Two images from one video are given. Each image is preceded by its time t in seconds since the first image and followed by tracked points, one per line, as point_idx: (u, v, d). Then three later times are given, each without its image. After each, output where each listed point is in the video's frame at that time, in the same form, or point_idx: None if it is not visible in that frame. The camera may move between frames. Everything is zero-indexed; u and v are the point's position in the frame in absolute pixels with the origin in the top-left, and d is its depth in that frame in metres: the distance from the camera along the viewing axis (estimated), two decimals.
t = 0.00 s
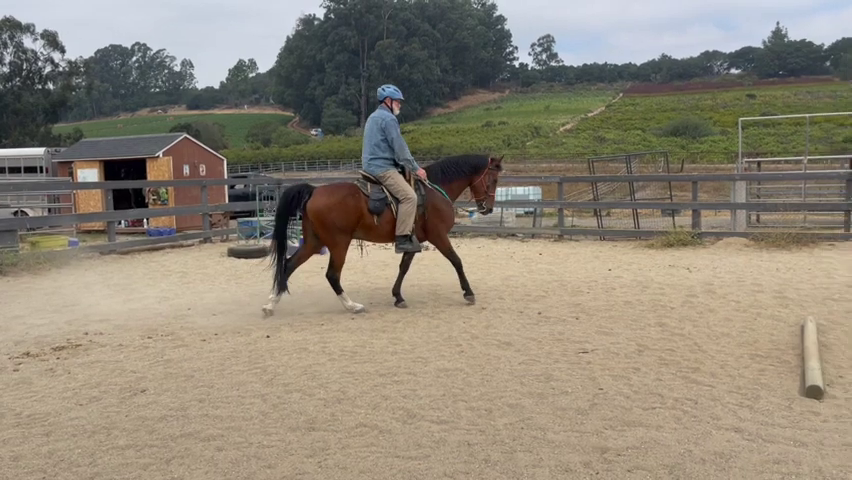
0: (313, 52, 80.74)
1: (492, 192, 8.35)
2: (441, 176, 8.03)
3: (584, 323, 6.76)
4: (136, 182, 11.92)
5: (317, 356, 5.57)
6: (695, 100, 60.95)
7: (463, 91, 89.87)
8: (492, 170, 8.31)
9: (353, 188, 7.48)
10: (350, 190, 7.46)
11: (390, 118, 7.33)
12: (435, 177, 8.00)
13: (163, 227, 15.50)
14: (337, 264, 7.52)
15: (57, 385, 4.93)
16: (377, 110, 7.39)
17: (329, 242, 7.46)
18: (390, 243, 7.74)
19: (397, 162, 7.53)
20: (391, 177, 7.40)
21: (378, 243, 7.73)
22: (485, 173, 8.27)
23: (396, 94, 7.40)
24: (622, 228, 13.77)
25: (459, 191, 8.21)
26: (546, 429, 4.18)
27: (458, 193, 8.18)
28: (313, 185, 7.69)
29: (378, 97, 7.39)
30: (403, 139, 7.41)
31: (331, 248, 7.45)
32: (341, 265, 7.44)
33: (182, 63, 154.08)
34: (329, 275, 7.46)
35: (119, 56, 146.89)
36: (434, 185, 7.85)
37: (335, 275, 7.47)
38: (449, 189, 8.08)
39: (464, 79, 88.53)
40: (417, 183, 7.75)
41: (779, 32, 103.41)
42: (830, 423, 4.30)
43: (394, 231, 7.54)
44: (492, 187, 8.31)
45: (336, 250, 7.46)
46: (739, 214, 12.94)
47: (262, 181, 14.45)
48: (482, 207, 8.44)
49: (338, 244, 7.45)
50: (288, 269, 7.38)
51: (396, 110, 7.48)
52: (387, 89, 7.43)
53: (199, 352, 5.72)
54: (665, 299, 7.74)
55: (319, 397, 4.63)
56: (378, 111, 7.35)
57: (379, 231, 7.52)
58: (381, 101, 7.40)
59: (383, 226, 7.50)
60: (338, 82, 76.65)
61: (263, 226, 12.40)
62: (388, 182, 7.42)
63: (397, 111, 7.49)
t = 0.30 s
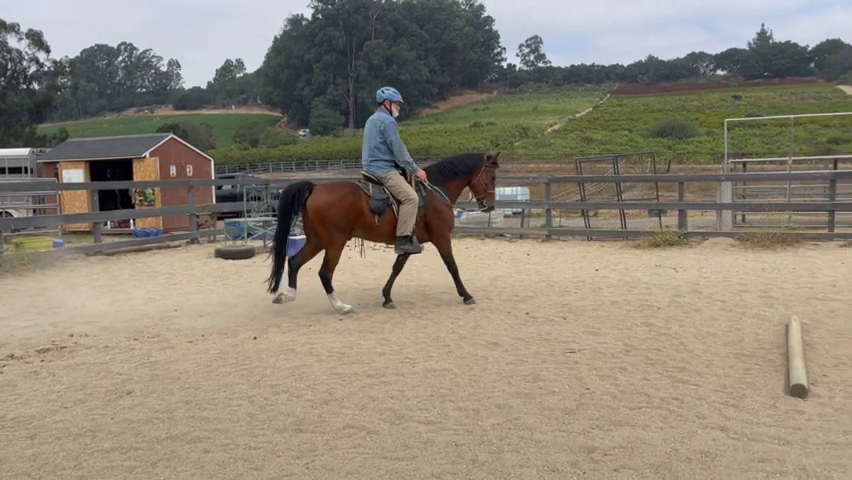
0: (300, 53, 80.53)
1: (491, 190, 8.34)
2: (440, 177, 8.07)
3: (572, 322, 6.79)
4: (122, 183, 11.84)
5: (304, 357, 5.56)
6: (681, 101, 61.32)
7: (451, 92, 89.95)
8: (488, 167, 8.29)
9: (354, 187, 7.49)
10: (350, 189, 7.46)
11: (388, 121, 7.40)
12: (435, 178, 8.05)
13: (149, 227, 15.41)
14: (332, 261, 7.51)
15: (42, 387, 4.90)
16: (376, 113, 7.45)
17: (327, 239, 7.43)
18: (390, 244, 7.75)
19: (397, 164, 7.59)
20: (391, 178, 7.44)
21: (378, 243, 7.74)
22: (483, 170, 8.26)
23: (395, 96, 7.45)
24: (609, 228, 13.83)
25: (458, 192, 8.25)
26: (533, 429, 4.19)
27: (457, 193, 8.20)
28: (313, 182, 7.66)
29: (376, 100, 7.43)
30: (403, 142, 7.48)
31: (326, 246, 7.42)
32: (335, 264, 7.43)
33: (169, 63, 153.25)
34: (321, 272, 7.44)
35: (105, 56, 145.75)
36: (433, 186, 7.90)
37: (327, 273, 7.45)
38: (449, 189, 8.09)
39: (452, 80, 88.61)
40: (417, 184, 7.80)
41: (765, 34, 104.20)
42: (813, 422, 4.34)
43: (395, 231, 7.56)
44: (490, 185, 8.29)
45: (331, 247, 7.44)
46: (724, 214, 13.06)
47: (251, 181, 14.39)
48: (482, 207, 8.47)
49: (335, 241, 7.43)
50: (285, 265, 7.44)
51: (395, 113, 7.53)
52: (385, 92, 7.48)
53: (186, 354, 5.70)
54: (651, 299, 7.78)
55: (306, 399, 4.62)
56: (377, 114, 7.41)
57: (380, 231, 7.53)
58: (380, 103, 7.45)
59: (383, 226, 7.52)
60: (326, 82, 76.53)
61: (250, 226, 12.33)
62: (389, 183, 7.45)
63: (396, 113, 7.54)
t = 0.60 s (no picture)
0: (282, 53, 80.19)
1: (489, 190, 8.40)
2: (440, 177, 8.11)
3: (553, 323, 6.82)
4: (101, 184, 11.70)
5: (285, 359, 5.53)
6: (661, 102, 61.79)
7: (433, 92, 90.01)
8: (485, 168, 8.34)
9: (356, 186, 7.51)
10: (351, 188, 7.48)
11: (388, 123, 7.35)
12: (433, 179, 8.08)
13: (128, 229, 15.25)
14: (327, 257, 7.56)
15: (18, 392, 4.84)
16: (375, 114, 7.42)
17: (324, 236, 7.47)
18: (391, 244, 7.78)
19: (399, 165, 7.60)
20: (394, 179, 7.46)
21: (378, 243, 7.77)
22: (479, 171, 8.30)
23: (394, 98, 7.40)
24: (590, 229, 13.89)
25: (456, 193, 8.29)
26: (514, 430, 4.20)
27: (455, 194, 8.24)
28: (315, 179, 7.69)
29: (375, 102, 7.38)
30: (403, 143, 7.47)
31: (322, 242, 7.47)
32: (330, 261, 7.49)
33: (148, 63, 151.90)
34: (314, 267, 7.48)
35: (83, 56, 144.13)
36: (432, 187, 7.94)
37: (321, 268, 7.49)
38: (447, 189, 8.15)
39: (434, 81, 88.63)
40: (418, 185, 7.83)
41: (743, 36, 105.31)
42: (790, 420, 4.39)
43: (396, 232, 7.58)
44: (488, 185, 8.35)
45: (328, 244, 7.50)
46: (704, 215, 13.19)
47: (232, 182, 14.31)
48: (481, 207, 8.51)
49: (334, 239, 7.49)
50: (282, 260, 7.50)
51: (394, 115, 7.48)
52: (384, 94, 7.43)
53: (165, 357, 5.66)
54: (632, 299, 7.83)
55: (286, 401, 4.60)
56: (376, 116, 7.37)
57: (381, 231, 7.55)
58: (379, 106, 7.40)
59: (384, 227, 7.53)
60: (307, 82, 76.29)
61: (231, 227, 12.24)
62: (391, 184, 7.47)
63: (394, 116, 7.48)
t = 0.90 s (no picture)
0: (269, 53, 79.93)
1: (487, 192, 8.55)
2: (439, 178, 8.21)
3: (541, 323, 6.84)
4: (86, 185, 11.61)
5: (272, 360, 5.52)
6: (649, 103, 62.12)
7: (421, 93, 90.02)
8: (484, 170, 8.48)
9: (356, 186, 7.55)
10: (351, 188, 7.49)
11: (388, 123, 7.41)
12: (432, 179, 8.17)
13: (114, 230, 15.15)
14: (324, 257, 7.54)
15: (1, 395, 4.80)
16: (375, 114, 7.46)
17: (322, 236, 7.44)
18: (390, 242, 7.86)
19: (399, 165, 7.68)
20: (396, 179, 7.55)
21: (377, 242, 7.83)
22: (479, 173, 8.45)
23: (393, 98, 7.45)
24: (578, 230, 13.93)
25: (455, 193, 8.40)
26: (502, 430, 4.21)
27: (453, 194, 8.35)
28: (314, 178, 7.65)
29: (375, 101, 7.40)
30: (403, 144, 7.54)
31: (320, 242, 7.43)
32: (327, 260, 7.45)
33: (134, 63, 150.84)
34: (311, 266, 7.43)
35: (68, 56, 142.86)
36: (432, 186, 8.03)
37: (318, 268, 7.46)
38: (446, 189, 8.25)
39: (422, 81, 88.65)
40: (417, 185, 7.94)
41: (729, 38, 106.06)
42: (775, 419, 4.42)
43: (397, 231, 7.69)
44: (487, 188, 8.50)
45: (325, 244, 7.47)
46: (690, 215, 13.28)
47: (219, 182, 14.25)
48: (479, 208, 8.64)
49: (332, 239, 7.47)
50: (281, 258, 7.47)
51: (393, 114, 7.53)
52: (383, 94, 7.47)
53: (151, 359, 5.62)
54: (618, 299, 7.88)
55: (273, 403, 4.59)
56: (376, 116, 7.41)
57: (380, 230, 7.63)
58: (379, 105, 7.44)
59: (384, 226, 7.62)
60: (295, 82, 76.08)
61: (218, 228, 12.19)
62: (393, 184, 7.56)
63: (394, 116, 7.54)
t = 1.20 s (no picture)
0: (257, 53, 79.66)
1: (487, 196, 8.56)
2: (439, 179, 8.22)
3: (529, 323, 6.86)
4: (71, 186, 11.53)
5: (260, 362, 5.50)
6: (636, 104, 62.42)
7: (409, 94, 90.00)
8: (485, 174, 8.50)
9: (355, 186, 7.60)
10: (350, 188, 7.53)
11: (388, 122, 7.47)
12: (432, 179, 8.19)
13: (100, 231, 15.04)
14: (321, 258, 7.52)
15: None
16: (375, 114, 7.52)
17: (319, 236, 7.43)
18: (389, 241, 7.88)
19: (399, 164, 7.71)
20: (395, 177, 7.60)
21: (377, 242, 7.85)
22: (480, 176, 8.46)
23: (395, 98, 7.51)
24: (566, 230, 13.96)
25: (455, 194, 8.40)
26: (489, 431, 4.22)
27: (453, 195, 8.37)
28: (312, 180, 7.69)
29: (375, 101, 7.47)
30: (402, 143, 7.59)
31: (317, 242, 7.41)
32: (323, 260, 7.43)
33: (121, 62, 149.81)
34: (306, 267, 7.41)
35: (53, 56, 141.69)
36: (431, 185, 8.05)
37: (313, 268, 7.43)
38: (446, 189, 8.26)
39: (411, 82, 88.66)
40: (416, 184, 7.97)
41: (715, 39, 106.72)
42: (760, 418, 4.45)
43: (396, 229, 7.71)
44: (487, 191, 8.51)
45: (322, 244, 7.45)
46: (678, 215, 13.35)
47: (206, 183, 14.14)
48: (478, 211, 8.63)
49: (329, 239, 7.46)
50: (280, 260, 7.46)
51: (395, 113, 7.61)
52: (384, 93, 7.53)
53: (137, 361, 5.59)
54: (606, 299, 7.91)
55: (261, 405, 4.57)
56: (377, 115, 7.47)
57: (379, 229, 7.65)
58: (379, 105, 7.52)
59: (383, 225, 7.65)
60: (283, 83, 75.87)
61: (205, 229, 12.12)
62: (392, 182, 7.61)
63: (394, 115, 7.60)
